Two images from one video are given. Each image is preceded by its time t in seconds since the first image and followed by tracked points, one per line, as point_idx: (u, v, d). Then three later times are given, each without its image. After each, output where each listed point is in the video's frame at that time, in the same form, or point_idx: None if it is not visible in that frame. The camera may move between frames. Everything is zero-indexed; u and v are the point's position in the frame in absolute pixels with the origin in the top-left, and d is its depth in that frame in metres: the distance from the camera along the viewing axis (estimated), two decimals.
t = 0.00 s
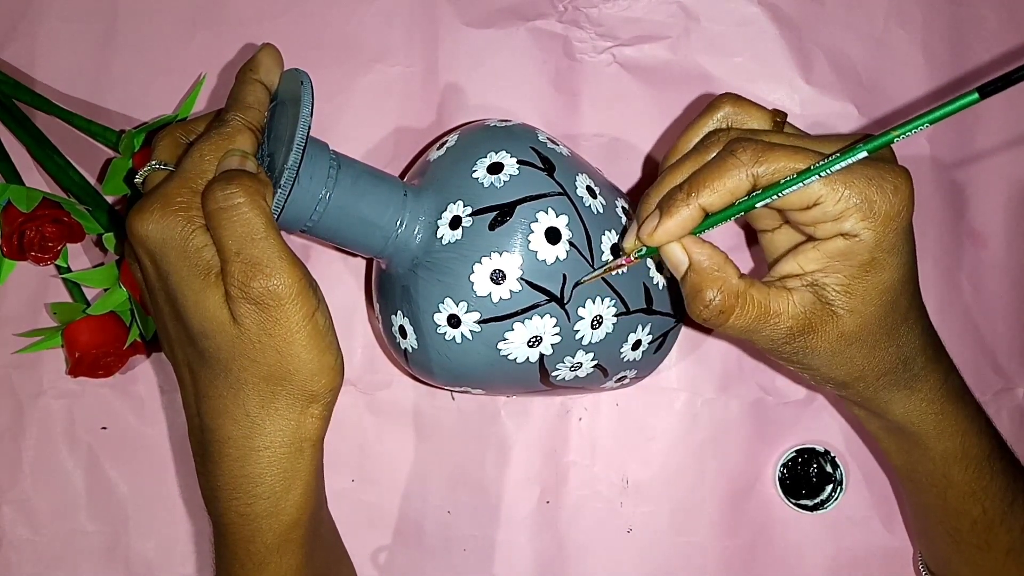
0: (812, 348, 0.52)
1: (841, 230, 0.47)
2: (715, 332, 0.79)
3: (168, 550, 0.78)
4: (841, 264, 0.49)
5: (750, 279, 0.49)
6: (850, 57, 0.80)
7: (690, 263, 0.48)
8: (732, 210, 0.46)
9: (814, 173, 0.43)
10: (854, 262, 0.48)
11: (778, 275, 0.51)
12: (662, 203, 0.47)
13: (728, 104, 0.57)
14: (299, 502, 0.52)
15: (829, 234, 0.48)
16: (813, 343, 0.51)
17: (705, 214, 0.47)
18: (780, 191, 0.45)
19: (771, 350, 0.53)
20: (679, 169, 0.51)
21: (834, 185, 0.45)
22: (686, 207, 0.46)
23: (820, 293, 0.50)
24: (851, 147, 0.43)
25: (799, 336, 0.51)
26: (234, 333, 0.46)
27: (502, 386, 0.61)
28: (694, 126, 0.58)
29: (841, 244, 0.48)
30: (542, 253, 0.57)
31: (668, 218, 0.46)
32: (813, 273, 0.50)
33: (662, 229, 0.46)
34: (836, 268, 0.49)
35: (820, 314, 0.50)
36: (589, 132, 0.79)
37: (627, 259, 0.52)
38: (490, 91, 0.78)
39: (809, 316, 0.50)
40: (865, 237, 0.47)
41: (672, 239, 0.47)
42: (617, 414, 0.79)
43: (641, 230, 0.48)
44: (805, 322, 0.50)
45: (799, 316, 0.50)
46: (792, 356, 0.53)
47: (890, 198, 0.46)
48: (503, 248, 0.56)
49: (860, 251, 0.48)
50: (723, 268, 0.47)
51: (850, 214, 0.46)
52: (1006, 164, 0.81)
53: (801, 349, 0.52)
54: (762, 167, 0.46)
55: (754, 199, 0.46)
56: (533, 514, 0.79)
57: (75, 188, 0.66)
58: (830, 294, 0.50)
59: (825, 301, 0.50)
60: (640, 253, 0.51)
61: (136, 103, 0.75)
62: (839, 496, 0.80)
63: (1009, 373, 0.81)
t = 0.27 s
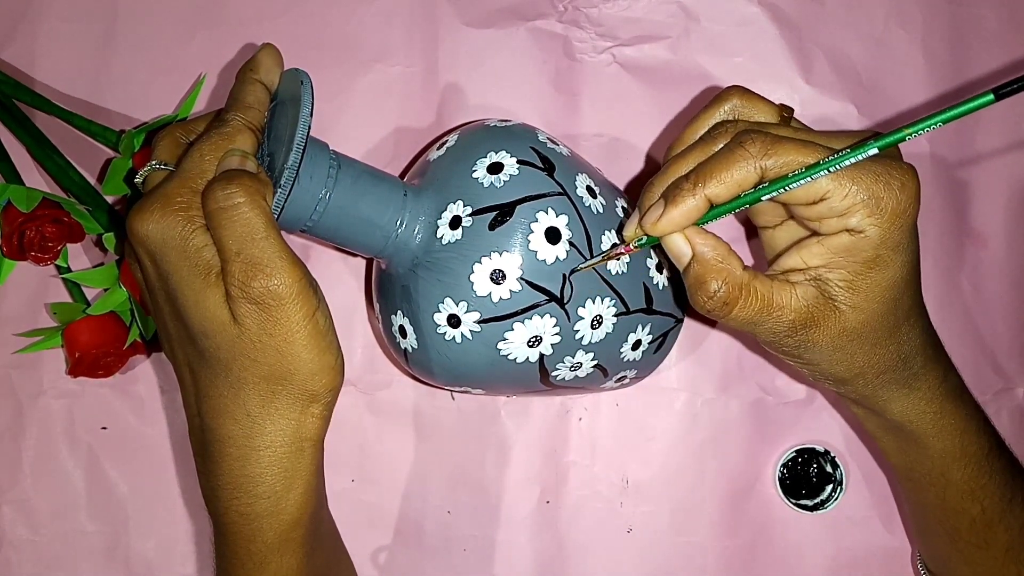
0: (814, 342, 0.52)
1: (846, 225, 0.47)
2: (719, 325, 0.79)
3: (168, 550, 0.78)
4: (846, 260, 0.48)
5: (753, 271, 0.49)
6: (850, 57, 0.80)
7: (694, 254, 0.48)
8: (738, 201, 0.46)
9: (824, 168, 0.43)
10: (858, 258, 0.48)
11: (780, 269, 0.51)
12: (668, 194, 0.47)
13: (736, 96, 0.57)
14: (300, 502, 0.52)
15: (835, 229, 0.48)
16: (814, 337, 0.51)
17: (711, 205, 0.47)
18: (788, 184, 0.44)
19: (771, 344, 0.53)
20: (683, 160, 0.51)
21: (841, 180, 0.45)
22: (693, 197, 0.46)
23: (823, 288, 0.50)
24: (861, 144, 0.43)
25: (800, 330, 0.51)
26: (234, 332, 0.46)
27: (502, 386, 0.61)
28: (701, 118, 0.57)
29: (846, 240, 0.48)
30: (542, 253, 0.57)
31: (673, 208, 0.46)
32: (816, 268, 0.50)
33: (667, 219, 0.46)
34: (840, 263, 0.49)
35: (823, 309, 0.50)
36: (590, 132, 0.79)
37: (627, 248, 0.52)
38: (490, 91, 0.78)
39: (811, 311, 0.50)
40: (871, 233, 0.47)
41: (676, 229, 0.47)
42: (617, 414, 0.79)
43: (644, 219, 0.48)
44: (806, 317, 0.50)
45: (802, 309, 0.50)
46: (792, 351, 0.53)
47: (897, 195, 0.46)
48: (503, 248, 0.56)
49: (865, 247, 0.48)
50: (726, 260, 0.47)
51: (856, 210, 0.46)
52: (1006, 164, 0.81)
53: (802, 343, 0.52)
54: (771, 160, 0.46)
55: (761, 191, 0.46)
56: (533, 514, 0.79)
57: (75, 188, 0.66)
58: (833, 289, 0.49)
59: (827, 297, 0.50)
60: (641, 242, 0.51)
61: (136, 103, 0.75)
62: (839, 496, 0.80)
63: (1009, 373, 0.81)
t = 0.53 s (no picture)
0: (826, 342, 0.52)
1: (860, 225, 0.47)
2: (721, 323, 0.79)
3: (168, 550, 0.78)
4: (859, 259, 0.48)
5: (767, 273, 0.49)
6: (850, 57, 0.80)
7: (705, 255, 0.48)
8: (750, 201, 0.46)
9: (838, 165, 0.43)
10: (871, 257, 0.48)
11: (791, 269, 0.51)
12: (679, 193, 0.47)
13: (744, 95, 0.57)
14: (299, 501, 0.52)
15: (848, 229, 0.48)
16: (827, 338, 0.51)
17: (722, 204, 0.47)
18: (801, 183, 0.44)
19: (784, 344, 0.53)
20: (693, 159, 0.51)
21: (855, 178, 0.45)
22: (705, 196, 0.46)
23: (836, 287, 0.50)
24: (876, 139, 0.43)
25: (814, 330, 0.51)
26: (233, 332, 0.46)
27: (502, 386, 0.61)
28: (708, 117, 0.57)
29: (859, 239, 0.48)
30: (542, 253, 0.57)
31: (685, 208, 0.46)
32: (828, 268, 0.49)
33: (678, 218, 0.46)
34: (853, 263, 0.49)
35: (835, 308, 0.50)
36: (589, 132, 0.79)
37: (635, 250, 0.52)
38: (490, 91, 0.78)
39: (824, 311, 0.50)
40: (884, 232, 0.47)
41: (688, 228, 0.47)
42: (617, 414, 0.79)
43: (656, 220, 0.48)
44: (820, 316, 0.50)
45: (814, 309, 0.50)
46: (806, 351, 0.53)
47: (910, 192, 0.46)
48: (503, 248, 0.56)
49: (879, 246, 0.48)
50: (739, 261, 0.48)
51: (869, 209, 0.46)
52: (1006, 164, 0.81)
53: (815, 344, 0.52)
54: (784, 157, 0.46)
55: (773, 190, 0.45)
56: (533, 514, 0.79)
57: (74, 188, 0.66)
58: (846, 289, 0.49)
59: (841, 296, 0.50)
60: (650, 244, 0.50)
61: (136, 103, 0.75)
62: (839, 496, 0.80)
63: (1009, 373, 0.81)
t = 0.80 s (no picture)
0: (809, 353, 0.52)
1: (835, 234, 0.47)
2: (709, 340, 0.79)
3: (168, 550, 0.78)
4: (836, 269, 0.49)
5: (746, 287, 0.49)
6: (850, 57, 0.80)
7: (685, 273, 0.48)
8: (726, 218, 0.46)
9: (807, 177, 0.43)
10: (848, 266, 0.48)
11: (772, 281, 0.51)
12: (655, 214, 0.47)
13: (717, 111, 0.56)
14: (299, 501, 0.52)
15: (824, 239, 0.48)
16: (810, 347, 0.51)
17: (699, 222, 0.47)
18: (773, 198, 0.44)
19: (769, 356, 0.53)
20: (668, 181, 0.51)
21: (825, 190, 0.46)
22: (679, 216, 0.46)
23: (816, 298, 0.50)
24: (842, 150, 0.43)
25: (797, 341, 0.50)
26: (234, 332, 0.46)
27: (503, 386, 0.61)
28: (682, 137, 0.57)
29: (836, 249, 0.48)
30: (542, 253, 0.57)
31: (661, 228, 0.46)
32: (808, 278, 0.49)
33: (655, 239, 0.46)
34: (830, 272, 0.49)
35: (817, 319, 0.50)
36: (589, 132, 0.79)
37: (622, 270, 0.53)
38: (490, 91, 0.78)
39: (806, 321, 0.50)
40: (859, 241, 0.47)
41: (666, 248, 0.47)
42: (617, 415, 0.79)
43: (635, 241, 0.48)
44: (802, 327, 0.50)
45: (796, 322, 0.49)
46: (790, 362, 0.53)
47: (882, 200, 0.46)
48: (503, 248, 0.56)
49: (854, 255, 0.48)
50: (718, 277, 0.47)
51: (843, 219, 0.46)
52: (1005, 164, 0.81)
53: (798, 355, 0.52)
54: (754, 174, 0.46)
55: (746, 206, 0.45)
56: (533, 514, 0.79)
57: (74, 188, 0.66)
58: (826, 299, 0.50)
59: (820, 306, 0.50)
60: (635, 263, 0.51)
61: (136, 103, 0.75)
62: (839, 496, 0.80)
63: (1009, 373, 0.81)
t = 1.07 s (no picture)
0: (807, 346, 0.52)
1: (838, 229, 0.47)
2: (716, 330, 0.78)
3: (168, 550, 0.78)
4: (837, 264, 0.49)
5: (747, 276, 0.49)
6: (850, 57, 0.80)
7: (685, 261, 0.48)
8: (729, 208, 0.46)
9: (813, 173, 0.43)
10: (849, 262, 0.48)
11: (773, 275, 0.51)
12: (658, 201, 0.47)
13: (726, 102, 0.57)
14: (300, 501, 0.52)
15: (827, 234, 0.48)
16: (808, 341, 0.51)
17: (703, 211, 0.47)
18: (776, 191, 0.44)
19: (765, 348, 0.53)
20: (673, 168, 0.51)
21: (831, 185, 0.46)
22: (684, 205, 0.46)
23: (816, 291, 0.50)
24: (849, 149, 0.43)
25: (794, 334, 0.51)
26: (234, 332, 0.46)
27: (503, 386, 0.61)
28: (691, 125, 0.57)
29: (838, 244, 0.48)
30: (542, 253, 0.57)
31: (664, 215, 0.46)
32: (809, 273, 0.49)
33: (657, 225, 0.46)
34: (831, 267, 0.49)
35: (816, 312, 0.50)
36: (590, 132, 0.79)
37: (620, 254, 0.52)
38: (490, 91, 0.78)
39: (803, 315, 0.50)
40: (862, 237, 0.47)
41: (667, 235, 0.47)
42: (617, 415, 0.79)
43: (637, 227, 0.48)
44: (800, 321, 0.50)
45: (795, 314, 0.50)
46: (788, 355, 0.53)
47: (887, 199, 0.46)
48: (503, 248, 0.56)
49: (856, 251, 0.48)
50: (718, 266, 0.47)
51: (846, 215, 0.46)
52: (1006, 164, 0.81)
53: (796, 348, 0.52)
54: (760, 166, 0.46)
55: (750, 198, 0.45)
56: (533, 514, 0.79)
57: (75, 188, 0.66)
58: (825, 294, 0.50)
59: (821, 300, 0.50)
60: (635, 249, 0.51)
61: (136, 103, 0.75)
62: (839, 496, 0.80)
63: (1009, 373, 0.81)
